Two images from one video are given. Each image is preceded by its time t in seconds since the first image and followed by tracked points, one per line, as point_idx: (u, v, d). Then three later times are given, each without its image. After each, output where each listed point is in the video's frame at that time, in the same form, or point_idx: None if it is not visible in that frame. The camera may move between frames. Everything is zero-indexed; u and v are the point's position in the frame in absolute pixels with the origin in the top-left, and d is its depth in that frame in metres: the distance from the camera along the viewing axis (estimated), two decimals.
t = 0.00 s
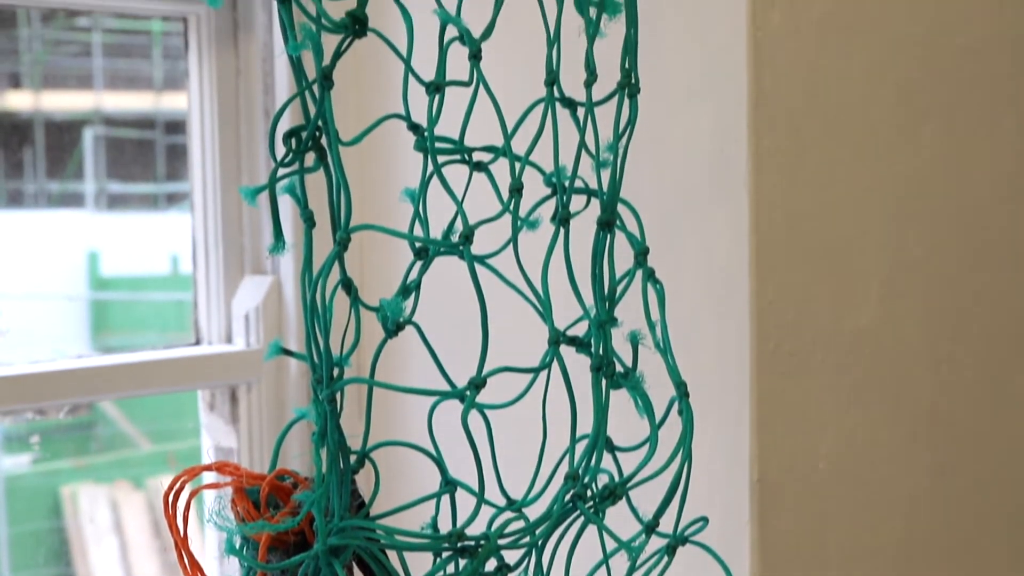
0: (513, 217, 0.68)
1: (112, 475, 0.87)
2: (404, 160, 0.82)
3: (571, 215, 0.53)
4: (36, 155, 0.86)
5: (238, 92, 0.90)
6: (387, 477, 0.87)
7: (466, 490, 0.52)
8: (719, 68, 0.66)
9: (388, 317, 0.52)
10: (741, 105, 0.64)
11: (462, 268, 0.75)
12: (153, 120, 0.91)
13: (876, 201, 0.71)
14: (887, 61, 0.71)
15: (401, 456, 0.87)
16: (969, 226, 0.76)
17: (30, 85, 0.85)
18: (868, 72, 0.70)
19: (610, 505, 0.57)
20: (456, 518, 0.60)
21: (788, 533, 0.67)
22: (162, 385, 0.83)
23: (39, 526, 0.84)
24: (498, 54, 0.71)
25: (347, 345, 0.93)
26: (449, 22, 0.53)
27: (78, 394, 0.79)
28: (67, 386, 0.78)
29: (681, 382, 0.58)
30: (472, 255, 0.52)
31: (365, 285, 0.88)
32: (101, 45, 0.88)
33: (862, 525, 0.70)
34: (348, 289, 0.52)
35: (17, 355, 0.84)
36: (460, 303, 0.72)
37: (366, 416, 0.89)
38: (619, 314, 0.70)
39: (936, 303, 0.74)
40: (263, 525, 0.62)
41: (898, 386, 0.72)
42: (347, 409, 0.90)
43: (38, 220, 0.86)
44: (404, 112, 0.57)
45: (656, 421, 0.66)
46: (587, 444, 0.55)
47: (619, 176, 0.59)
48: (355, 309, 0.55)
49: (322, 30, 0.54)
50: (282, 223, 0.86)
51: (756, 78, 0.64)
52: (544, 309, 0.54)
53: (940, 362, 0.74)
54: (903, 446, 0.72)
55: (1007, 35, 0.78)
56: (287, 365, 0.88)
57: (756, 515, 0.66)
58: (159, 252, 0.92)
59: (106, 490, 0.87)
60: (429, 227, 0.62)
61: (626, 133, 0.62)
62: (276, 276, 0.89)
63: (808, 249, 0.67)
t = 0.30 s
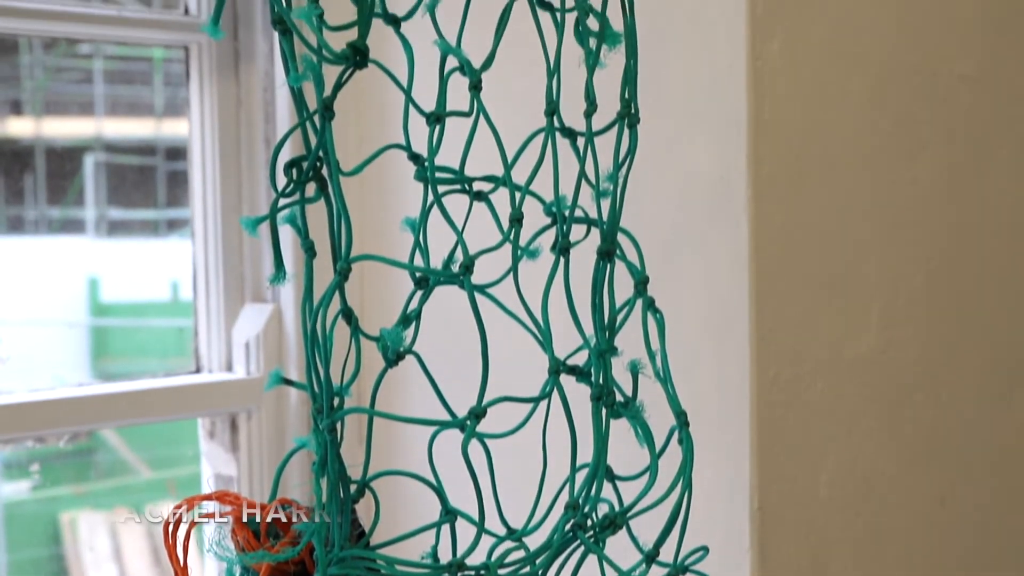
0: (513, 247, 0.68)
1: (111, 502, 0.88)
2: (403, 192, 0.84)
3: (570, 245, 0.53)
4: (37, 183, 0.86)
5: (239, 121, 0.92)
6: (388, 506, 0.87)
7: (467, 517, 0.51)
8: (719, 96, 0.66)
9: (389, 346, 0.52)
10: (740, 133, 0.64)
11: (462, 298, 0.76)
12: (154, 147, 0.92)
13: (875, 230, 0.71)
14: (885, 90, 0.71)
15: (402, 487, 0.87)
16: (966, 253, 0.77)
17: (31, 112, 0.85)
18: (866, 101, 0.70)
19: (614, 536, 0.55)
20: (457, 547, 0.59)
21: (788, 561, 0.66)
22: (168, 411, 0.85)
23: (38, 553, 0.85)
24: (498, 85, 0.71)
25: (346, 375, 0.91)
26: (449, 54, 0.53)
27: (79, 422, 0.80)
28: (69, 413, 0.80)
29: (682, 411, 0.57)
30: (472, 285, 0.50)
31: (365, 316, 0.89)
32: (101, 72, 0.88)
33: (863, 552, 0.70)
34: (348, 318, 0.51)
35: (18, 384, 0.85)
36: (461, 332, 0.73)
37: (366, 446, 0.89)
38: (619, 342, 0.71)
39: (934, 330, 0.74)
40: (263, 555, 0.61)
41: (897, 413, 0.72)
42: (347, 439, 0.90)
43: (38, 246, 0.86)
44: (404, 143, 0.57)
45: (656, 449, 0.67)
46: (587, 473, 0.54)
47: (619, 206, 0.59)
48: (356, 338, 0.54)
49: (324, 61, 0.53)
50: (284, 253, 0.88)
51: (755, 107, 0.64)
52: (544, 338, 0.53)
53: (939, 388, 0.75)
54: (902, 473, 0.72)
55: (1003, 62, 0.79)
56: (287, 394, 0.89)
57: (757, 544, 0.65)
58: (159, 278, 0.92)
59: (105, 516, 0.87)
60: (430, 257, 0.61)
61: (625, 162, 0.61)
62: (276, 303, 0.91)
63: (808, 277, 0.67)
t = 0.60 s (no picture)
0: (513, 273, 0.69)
1: (110, 524, 0.87)
2: (403, 220, 0.85)
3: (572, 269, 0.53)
4: (38, 206, 0.87)
5: (240, 143, 0.92)
6: (388, 533, 0.87)
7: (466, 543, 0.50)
8: (718, 122, 0.66)
9: (389, 370, 0.51)
10: (741, 159, 0.65)
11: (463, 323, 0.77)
12: (154, 169, 0.92)
13: (875, 254, 0.71)
14: (885, 115, 0.71)
15: (405, 512, 0.86)
16: (965, 277, 0.77)
17: (31, 134, 0.86)
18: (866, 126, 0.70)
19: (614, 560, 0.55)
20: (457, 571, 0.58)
21: None
22: (168, 434, 0.85)
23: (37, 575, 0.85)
24: (498, 111, 0.71)
25: (346, 401, 0.92)
26: (449, 78, 0.52)
27: (79, 446, 0.81)
28: (68, 436, 0.80)
29: (683, 437, 0.57)
30: (472, 309, 0.50)
31: (365, 340, 0.89)
32: (103, 94, 0.89)
33: None
34: (348, 343, 0.51)
35: (18, 408, 0.85)
36: (462, 357, 0.73)
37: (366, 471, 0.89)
38: (619, 367, 0.71)
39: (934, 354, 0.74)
40: None
41: (897, 437, 0.72)
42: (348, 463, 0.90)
43: (38, 268, 0.87)
44: (404, 167, 0.56)
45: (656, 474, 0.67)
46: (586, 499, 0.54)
47: (619, 230, 0.58)
48: (357, 362, 0.54)
49: (325, 86, 0.52)
50: (284, 278, 0.88)
51: (755, 133, 0.64)
52: (544, 362, 0.53)
53: (938, 412, 0.75)
54: (902, 497, 0.72)
55: (1001, 87, 0.79)
56: (288, 418, 0.89)
57: (757, 569, 0.65)
58: (159, 301, 0.92)
59: (104, 538, 0.87)
60: (431, 282, 0.61)
61: (625, 187, 0.60)
62: (276, 327, 0.91)
63: (808, 303, 0.67)
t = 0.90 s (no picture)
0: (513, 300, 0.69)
1: (110, 548, 0.89)
2: (403, 246, 0.85)
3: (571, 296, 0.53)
4: (38, 230, 0.87)
5: (241, 168, 0.92)
6: (387, 558, 0.87)
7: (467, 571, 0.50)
8: (718, 149, 0.66)
9: (389, 398, 0.51)
10: (740, 185, 0.65)
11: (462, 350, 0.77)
12: (155, 194, 0.93)
13: (874, 280, 0.71)
14: (884, 141, 0.72)
15: (405, 538, 0.86)
16: (965, 301, 0.77)
17: (32, 159, 0.87)
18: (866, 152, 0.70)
19: None
20: None
21: None
22: (168, 458, 0.85)
23: None
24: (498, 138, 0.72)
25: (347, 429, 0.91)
26: (450, 106, 0.52)
27: (78, 471, 0.81)
28: (68, 460, 0.80)
29: (683, 463, 0.57)
30: (472, 336, 0.50)
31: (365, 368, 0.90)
32: (104, 119, 0.90)
33: None
34: (348, 371, 0.51)
35: (18, 433, 0.85)
36: (462, 384, 0.74)
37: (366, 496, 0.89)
38: (619, 394, 0.71)
39: (934, 378, 0.75)
40: None
41: (897, 462, 0.72)
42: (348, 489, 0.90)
43: (38, 292, 0.87)
44: (405, 196, 0.57)
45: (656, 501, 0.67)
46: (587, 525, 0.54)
47: (619, 257, 0.58)
48: (358, 391, 0.54)
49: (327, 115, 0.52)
50: (285, 307, 0.88)
51: (755, 160, 0.65)
52: (544, 389, 0.53)
53: (938, 436, 0.75)
54: (903, 522, 0.72)
55: (1000, 111, 0.80)
56: (289, 444, 0.90)
57: None
58: (159, 325, 0.93)
59: (104, 561, 0.89)
60: (432, 309, 0.61)
61: (626, 214, 0.60)
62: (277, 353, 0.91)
63: (809, 329, 0.68)
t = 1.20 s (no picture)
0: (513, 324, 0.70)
1: (109, 569, 0.89)
2: (403, 269, 0.86)
3: (572, 318, 0.53)
4: (38, 250, 0.87)
5: (241, 189, 0.93)
6: None
7: None
8: (717, 174, 0.66)
9: (390, 421, 0.51)
10: (739, 210, 0.65)
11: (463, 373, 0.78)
12: (156, 214, 0.93)
13: (874, 302, 0.71)
14: (884, 164, 0.72)
15: (405, 560, 0.86)
16: (964, 323, 0.77)
17: (34, 179, 0.87)
18: (865, 175, 0.71)
19: None
20: None
21: None
22: (168, 479, 0.85)
23: None
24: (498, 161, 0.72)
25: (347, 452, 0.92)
26: (450, 129, 0.52)
27: (78, 492, 0.81)
28: (68, 481, 0.80)
29: (683, 488, 0.57)
30: (472, 359, 0.50)
31: (364, 389, 0.90)
32: (105, 139, 0.90)
33: None
34: (349, 395, 0.51)
35: (19, 455, 0.85)
36: (463, 406, 0.74)
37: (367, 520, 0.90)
38: (619, 417, 0.71)
39: (934, 399, 0.75)
40: None
41: (897, 484, 0.72)
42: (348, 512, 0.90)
43: (39, 313, 0.87)
44: (405, 220, 0.57)
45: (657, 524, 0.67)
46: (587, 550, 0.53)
47: (619, 279, 0.58)
48: (359, 414, 0.54)
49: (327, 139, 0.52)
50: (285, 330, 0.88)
51: (754, 184, 0.65)
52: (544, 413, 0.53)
53: (938, 457, 0.75)
54: (904, 544, 0.72)
55: (999, 133, 0.80)
56: (290, 466, 0.90)
57: None
58: (159, 346, 0.93)
59: None
60: (431, 330, 0.61)
61: (626, 237, 0.60)
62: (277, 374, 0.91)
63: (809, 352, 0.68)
